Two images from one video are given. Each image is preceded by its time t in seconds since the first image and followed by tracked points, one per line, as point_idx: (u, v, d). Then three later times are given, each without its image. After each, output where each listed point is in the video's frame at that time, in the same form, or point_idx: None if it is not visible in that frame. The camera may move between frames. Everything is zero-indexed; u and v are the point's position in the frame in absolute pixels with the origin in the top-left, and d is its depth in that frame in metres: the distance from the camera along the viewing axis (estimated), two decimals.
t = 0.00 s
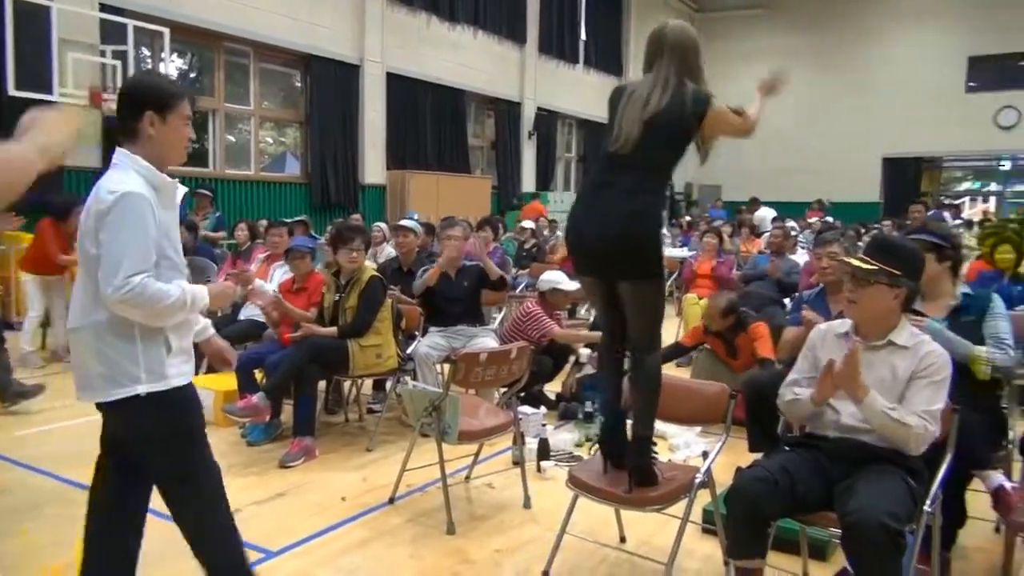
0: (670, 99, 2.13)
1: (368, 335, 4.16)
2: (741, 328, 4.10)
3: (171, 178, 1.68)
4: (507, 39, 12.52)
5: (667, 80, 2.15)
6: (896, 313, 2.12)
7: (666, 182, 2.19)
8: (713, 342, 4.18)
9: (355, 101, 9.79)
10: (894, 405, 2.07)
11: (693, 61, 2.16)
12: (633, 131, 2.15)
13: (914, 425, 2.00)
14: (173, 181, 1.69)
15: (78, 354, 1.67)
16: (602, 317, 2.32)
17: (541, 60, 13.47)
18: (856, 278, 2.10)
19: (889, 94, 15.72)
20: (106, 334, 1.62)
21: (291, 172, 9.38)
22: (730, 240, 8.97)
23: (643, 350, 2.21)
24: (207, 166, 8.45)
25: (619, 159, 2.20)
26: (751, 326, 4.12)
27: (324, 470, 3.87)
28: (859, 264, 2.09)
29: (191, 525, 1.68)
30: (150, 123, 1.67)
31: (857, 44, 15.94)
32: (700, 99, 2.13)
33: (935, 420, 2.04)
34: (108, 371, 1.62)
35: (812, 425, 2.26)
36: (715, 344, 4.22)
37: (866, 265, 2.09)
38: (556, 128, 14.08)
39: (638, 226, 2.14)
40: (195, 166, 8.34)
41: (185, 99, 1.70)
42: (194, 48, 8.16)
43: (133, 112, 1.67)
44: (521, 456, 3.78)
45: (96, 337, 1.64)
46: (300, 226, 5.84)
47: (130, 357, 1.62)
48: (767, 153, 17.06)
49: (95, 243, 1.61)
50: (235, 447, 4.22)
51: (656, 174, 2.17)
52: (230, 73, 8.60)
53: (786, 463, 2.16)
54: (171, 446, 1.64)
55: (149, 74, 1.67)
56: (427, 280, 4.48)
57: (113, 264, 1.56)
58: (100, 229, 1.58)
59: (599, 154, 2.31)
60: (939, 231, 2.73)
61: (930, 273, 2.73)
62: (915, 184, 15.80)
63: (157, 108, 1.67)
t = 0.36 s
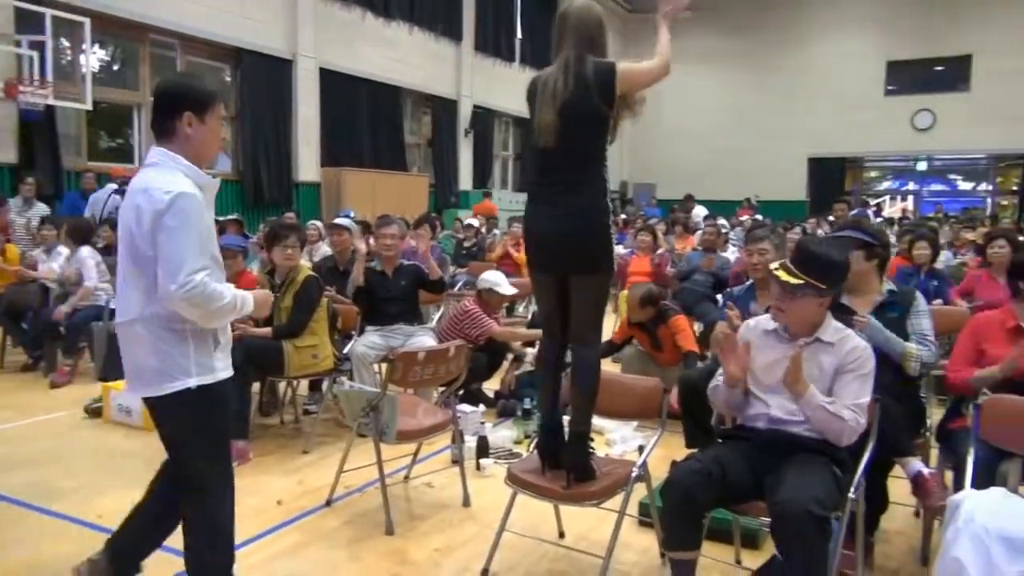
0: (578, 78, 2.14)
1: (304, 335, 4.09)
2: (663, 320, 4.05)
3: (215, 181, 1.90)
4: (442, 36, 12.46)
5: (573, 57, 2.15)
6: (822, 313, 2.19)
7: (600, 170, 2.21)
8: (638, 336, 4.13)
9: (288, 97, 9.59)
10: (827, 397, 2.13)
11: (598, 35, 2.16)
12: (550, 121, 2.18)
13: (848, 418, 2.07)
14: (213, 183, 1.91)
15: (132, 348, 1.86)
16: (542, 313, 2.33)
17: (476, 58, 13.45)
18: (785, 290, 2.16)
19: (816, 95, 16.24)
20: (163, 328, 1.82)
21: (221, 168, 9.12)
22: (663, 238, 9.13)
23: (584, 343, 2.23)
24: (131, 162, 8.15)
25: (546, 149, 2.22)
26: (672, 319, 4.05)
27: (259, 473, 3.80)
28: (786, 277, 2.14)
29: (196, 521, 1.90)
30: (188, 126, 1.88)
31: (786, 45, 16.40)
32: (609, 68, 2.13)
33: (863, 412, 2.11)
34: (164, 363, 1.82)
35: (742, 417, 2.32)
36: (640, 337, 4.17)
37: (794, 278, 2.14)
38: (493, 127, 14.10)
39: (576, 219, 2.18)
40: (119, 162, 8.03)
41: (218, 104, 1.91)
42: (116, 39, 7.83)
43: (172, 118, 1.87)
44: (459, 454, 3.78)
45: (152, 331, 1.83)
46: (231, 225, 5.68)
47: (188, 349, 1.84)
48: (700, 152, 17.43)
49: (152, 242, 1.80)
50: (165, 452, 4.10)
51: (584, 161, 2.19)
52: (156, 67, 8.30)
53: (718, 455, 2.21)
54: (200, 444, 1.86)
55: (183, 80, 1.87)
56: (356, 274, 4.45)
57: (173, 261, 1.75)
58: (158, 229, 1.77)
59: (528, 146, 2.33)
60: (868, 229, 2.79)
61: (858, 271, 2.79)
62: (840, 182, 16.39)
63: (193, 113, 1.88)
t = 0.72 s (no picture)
0: (526, 79, 2.15)
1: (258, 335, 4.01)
2: (615, 318, 4.06)
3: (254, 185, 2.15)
4: (398, 33, 12.38)
5: (520, 54, 2.15)
6: (775, 313, 2.21)
7: (556, 167, 2.23)
8: (592, 332, 4.14)
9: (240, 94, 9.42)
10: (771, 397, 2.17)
11: (543, 29, 2.15)
12: (503, 123, 2.18)
13: (788, 416, 2.11)
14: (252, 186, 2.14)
15: (181, 339, 2.06)
16: (498, 313, 2.32)
17: (432, 56, 13.40)
18: (738, 296, 2.18)
19: (769, 96, 16.55)
20: (215, 320, 2.05)
21: (171, 166, 8.91)
22: (619, 236, 9.22)
23: (543, 342, 2.24)
24: (77, 160, 7.92)
25: (501, 151, 2.23)
26: (625, 317, 4.06)
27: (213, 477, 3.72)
28: (739, 284, 2.17)
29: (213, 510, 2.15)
30: (229, 132, 2.10)
31: (740, 46, 16.66)
32: (556, 65, 2.14)
33: (806, 411, 2.16)
34: (215, 352, 2.05)
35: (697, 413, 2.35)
36: (594, 335, 4.19)
37: (748, 285, 2.15)
38: (449, 125, 14.07)
39: (533, 218, 2.19)
40: (64, 160, 7.79)
41: (255, 114, 2.14)
42: (60, 33, 7.60)
43: (214, 124, 2.09)
44: (417, 454, 3.76)
45: (204, 323, 2.05)
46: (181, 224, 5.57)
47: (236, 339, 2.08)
48: (656, 151, 17.63)
49: (208, 240, 2.02)
50: (115, 457, 3.99)
51: (537, 159, 2.19)
52: (103, 62, 8.06)
53: (674, 450, 2.24)
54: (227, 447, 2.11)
55: (225, 91, 2.09)
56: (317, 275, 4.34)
57: (234, 257, 1.99)
58: (216, 228, 2.00)
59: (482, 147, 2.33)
60: (836, 227, 2.88)
61: (822, 266, 2.90)
62: (791, 181, 16.75)
63: (234, 121, 2.10)
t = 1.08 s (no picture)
0: (485, 80, 2.15)
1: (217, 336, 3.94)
2: (579, 317, 4.07)
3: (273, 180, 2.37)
4: (360, 31, 12.28)
5: (478, 55, 2.15)
6: (733, 314, 2.22)
7: (519, 168, 2.23)
8: (557, 331, 4.16)
9: (198, 91, 9.25)
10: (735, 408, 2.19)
11: (500, 29, 2.15)
12: (463, 123, 2.18)
13: (756, 427, 2.14)
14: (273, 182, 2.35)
15: (215, 329, 2.29)
16: (463, 317, 2.33)
17: (395, 54, 13.32)
18: (698, 295, 2.19)
19: (729, 97, 16.76)
20: (246, 309, 2.28)
21: (127, 164, 8.72)
22: (583, 235, 9.28)
23: (508, 342, 2.24)
24: (28, 158, 7.70)
25: (462, 152, 2.23)
26: (589, 315, 4.08)
27: (172, 481, 3.66)
28: (696, 282, 2.18)
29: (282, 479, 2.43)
30: (246, 132, 2.30)
31: (702, 47, 16.84)
32: (514, 68, 2.15)
33: (768, 414, 2.18)
34: (247, 339, 2.29)
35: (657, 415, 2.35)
36: (559, 334, 4.21)
37: (706, 283, 2.17)
38: (412, 124, 14.01)
39: (495, 219, 2.19)
40: (14, 158, 7.56)
41: (270, 111, 2.35)
42: (9, 27, 7.38)
43: (231, 124, 2.30)
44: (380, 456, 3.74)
45: (235, 313, 2.27)
46: (138, 223, 5.46)
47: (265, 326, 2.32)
48: (619, 151, 17.76)
49: (235, 234, 2.24)
50: (69, 462, 3.90)
51: (497, 160, 2.19)
52: (55, 57, 7.85)
53: (636, 448, 2.27)
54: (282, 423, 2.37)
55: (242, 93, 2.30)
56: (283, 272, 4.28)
57: (262, 249, 2.21)
58: (242, 222, 2.22)
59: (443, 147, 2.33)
60: (803, 228, 2.96)
61: (788, 266, 2.94)
62: (751, 180, 17.01)
63: (249, 120, 2.30)
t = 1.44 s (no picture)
0: (451, 81, 2.15)
1: (180, 339, 3.89)
2: (547, 318, 4.08)
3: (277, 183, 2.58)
4: (327, 29, 12.17)
5: (444, 56, 2.16)
6: (696, 313, 2.23)
7: (485, 168, 2.23)
8: (525, 331, 4.16)
9: (161, 89, 9.09)
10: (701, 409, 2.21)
11: (465, 29, 2.16)
12: (428, 124, 2.18)
13: (721, 429, 2.16)
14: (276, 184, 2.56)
15: (250, 327, 2.45)
16: (429, 316, 2.32)
17: (362, 53, 13.24)
18: (662, 291, 2.20)
19: (695, 98, 16.93)
20: (277, 304, 2.48)
21: (87, 163, 8.54)
22: (552, 235, 9.30)
23: (476, 341, 2.25)
24: None
25: (427, 153, 2.22)
26: (557, 316, 4.10)
27: (135, 486, 3.59)
28: (660, 278, 2.19)
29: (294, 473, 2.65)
30: (246, 139, 2.50)
31: (668, 49, 16.98)
32: (480, 69, 2.15)
33: (731, 416, 2.21)
34: (282, 331, 2.49)
35: (623, 416, 2.35)
36: (527, 334, 4.21)
37: (668, 279, 2.18)
38: (380, 123, 13.93)
39: (461, 219, 2.19)
40: None
41: (265, 118, 2.55)
42: None
43: (234, 132, 2.50)
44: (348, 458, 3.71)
45: (269, 308, 2.47)
46: (99, 223, 5.35)
47: (294, 318, 2.53)
48: (587, 151, 17.84)
49: (261, 233, 2.43)
50: (28, 468, 3.81)
51: (462, 160, 2.19)
52: (11, 53, 7.65)
53: (601, 448, 2.28)
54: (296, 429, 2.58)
55: (237, 104, 2.50)
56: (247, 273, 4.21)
57: (293, 245, 2.43)
58: (268, 221, 2.42)
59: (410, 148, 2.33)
60: (763, 227, 3.01)
61: (749, 263, 2.98)
62: (717, 181, 17.20)
63: (248, 127, 2.50)
